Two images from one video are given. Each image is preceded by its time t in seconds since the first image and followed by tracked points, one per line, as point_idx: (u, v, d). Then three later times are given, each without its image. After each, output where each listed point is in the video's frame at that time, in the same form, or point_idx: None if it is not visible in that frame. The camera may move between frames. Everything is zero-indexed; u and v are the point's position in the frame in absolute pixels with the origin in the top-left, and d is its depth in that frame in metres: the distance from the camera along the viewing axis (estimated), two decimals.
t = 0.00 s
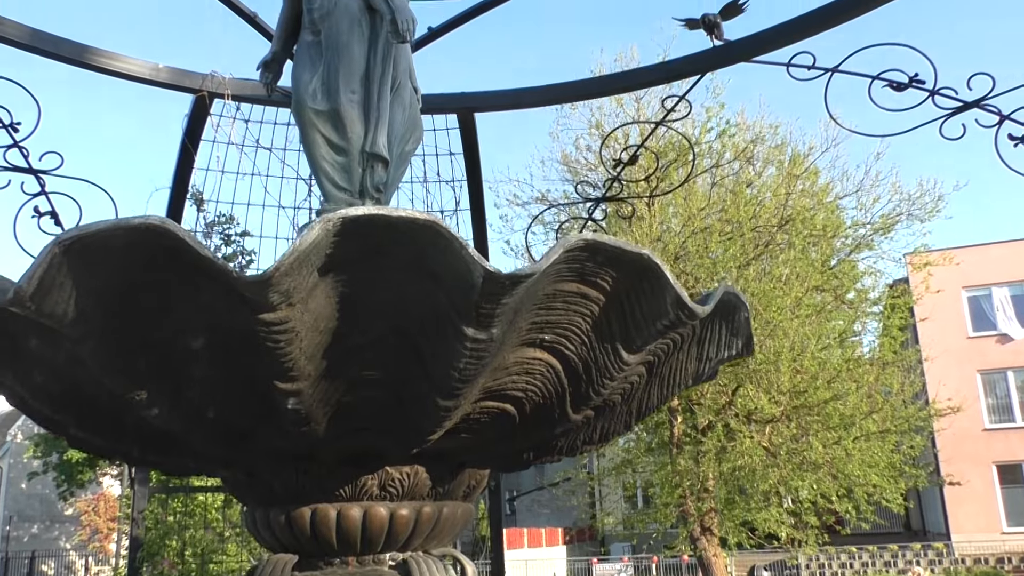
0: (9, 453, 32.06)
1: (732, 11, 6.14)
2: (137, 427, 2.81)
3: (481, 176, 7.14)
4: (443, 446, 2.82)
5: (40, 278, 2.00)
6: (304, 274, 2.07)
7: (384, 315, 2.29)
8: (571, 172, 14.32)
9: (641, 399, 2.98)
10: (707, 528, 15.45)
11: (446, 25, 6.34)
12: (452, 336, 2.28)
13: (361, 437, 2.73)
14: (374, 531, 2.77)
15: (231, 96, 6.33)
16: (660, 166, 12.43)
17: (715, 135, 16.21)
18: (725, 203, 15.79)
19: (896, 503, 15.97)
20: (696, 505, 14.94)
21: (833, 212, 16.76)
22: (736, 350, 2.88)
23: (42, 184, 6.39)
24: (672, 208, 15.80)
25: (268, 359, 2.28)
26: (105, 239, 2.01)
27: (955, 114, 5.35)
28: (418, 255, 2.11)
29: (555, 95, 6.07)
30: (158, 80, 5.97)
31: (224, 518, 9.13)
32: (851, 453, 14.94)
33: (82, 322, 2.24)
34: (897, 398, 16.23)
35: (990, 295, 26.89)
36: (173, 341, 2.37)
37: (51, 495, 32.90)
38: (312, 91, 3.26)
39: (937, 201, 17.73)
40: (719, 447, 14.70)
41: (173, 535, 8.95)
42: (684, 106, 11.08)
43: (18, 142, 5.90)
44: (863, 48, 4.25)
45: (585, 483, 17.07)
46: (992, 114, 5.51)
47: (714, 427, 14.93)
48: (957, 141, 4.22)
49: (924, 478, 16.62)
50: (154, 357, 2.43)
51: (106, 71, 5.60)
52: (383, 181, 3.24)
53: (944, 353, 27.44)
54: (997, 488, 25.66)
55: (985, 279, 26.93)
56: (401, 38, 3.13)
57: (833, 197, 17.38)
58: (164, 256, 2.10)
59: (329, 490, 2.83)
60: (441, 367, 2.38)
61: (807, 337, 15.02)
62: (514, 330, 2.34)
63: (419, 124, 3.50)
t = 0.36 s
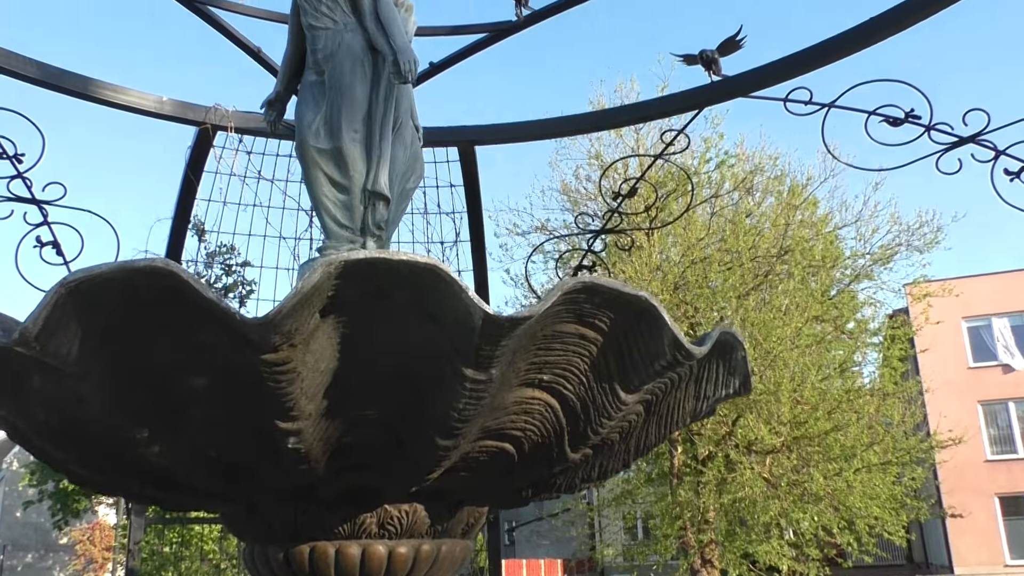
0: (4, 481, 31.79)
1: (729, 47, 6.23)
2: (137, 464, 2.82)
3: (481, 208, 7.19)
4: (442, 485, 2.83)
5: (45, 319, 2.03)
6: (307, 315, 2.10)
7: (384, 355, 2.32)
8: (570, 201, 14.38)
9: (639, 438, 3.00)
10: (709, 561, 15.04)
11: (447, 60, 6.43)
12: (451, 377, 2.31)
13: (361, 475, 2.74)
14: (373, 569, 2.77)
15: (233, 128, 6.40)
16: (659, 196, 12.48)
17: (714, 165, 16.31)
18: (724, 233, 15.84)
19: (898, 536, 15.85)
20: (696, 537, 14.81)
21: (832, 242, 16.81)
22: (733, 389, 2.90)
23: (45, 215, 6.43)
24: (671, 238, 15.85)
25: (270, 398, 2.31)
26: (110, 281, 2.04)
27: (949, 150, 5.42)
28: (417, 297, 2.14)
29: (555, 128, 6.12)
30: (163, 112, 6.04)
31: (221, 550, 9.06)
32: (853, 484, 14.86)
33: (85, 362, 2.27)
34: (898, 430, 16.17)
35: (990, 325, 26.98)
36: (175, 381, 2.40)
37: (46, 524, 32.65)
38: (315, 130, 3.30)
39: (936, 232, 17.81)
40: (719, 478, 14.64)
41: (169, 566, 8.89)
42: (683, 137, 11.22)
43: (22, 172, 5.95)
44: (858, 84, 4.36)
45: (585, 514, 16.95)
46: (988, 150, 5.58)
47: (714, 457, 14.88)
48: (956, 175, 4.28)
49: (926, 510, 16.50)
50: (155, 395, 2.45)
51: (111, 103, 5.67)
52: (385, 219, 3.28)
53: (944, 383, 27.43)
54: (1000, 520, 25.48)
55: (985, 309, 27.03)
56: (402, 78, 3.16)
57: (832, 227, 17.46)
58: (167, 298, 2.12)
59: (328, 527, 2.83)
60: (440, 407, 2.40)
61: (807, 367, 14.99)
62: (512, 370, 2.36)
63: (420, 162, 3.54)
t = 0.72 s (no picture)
0: None
1: (725, 80, 6.31)
2: (139, 504, 2.83)
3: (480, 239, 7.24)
4: (442, 522, 2.84)
5: (50, 361, 2.06)
6: (308, 358, 2.12)
7: (385, 396, 2.34)
8: (568, 230, 14.43)
9: (638, 474, 3.01)
10: None
11: (446, 93, 6.51)
12: (451, 417, 2.33)
13: (362, 514, 2.75)
14: None
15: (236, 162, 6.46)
16: (657, 225, 12.52)
17: (712, 194, 16.39)
18: (722, 260, 15.90)
19: (900, 565, 15.72)
20: (697, 567, 14.64)
21: (830, 270, 16.86)
22: (731, 425, 2.92)
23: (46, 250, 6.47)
24: (670, 266, 15.88)
25: (272, 439, 2.33)
26: (113, 324, 2.07)
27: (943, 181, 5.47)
28: (418, 339, 2.17)
29: (553, 160, 6.18)
30: (164, 147, 6.09)
31: None
32: (854, 513, 14.78)
33: (88, 403, 2.29)
34: (899, 458, 16.11)
35: (989, 351, 26.98)
36: (177, 422, 2.42)
37: (42, 556, 32.41)
38: (316, 170, 3.34)
39: (933, 259, 17.88)
40: (720, 507, 14.57)
41: None
42: (681, 166, 11.31)
43: (23, 206, 5.99)
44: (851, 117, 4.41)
45: (585, 544, 16.81)
46: (982, 180, 5.63)
47: (715, 486, 14.80)
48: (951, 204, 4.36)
49: (928, 539, 16.39)
50: (159, 435, 2.47)
51: (113, 138, 5.72)
52: (385, 257, 3.32)
53: (945, 410, 27.36)
54: (1003, 548, 25.28)
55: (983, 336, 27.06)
56: (402, 116, 3.21)
57: (830, 255, 17.52)
58: (170, 341, 2.15)
59: (328, 566, 2.84)
60: (440, 446, 2.42)
61: (807, 395, 14.97)
62: (512, 409, 2.38)
63: (420, 199, 3.58)
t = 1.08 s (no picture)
0: None
1: (723, 115, 6.39)
2: (138, 542, 2.83)
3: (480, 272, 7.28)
4: (440, 562, 2.84)
5: (55, 402, 2.09)
6: (309, 400, 2.15)
7: (384, 438, 2.36)
8: (569, 260, 14.45)
9: (636, 514, 3.02)
10: None
11: (447, 128, 6.59)
12: (450, 457, 2.35)
13: (360, 552, 2.76)
14: None
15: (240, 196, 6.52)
16: (657, 255, 12.56)
17: (711, 224, 16.44)
18: (722, 291, 15.93)
19: None
20: None
21: (831, 300, 16.86)
22: (729, 464, 2.94)
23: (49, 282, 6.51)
24: (670, 296, 15.87)
25: (272, 479, 2.35)
26: (117, 366, 2.09)
27: (940, 215, 5.51)
28: (417, 381, 2.19)
29: (553, 193, 6.23)
30: (167, 180, 6.15)
31: None
32: (857, 545, 14.66)
33: (91, 443, 2.31)
34: (902, 489, 16.01)
35: (991, 382, 26.91)
36: (178, 462, 2.43)
37: None
38: (318, 208, 3.38)
39: (933, 289, 17.91)
40: (722, 539, 14.46)
41: None
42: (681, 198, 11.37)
43: (26, 239, 6.03)
44: (848, 154, 4.63)
45: None
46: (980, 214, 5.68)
47: (717, 518, 14.66)
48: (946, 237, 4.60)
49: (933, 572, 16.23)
50: (160, 474, 2.48)
51: (118, 172, 5.79)
52: (385, 295, 3.36)
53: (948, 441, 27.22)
54: None
55: (985, 366, 27.00)
56: (404, 155, 3.26)
57: (831, 285, 17.54)
58: (172, 382, 2.17)
59: None
60: (439, 486, 2.44)
61: (808, 426, 14.92)
62: (511, 450, 2.40)
63: (421, 237, 3.62)
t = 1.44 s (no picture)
0: None
1: (721, 150, 6.44)
2: None
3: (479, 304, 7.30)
4: None
5: (54, 440, 2.09)
6: (308, 439, 2.16)
7: (382, 477, 2.37)
8: (568, 290, 14.45)
9: (633, 553, 3.01)
10: None
11: (447, 161, 6.64)
12: (447, 497, 2.36)
13: None
14: None
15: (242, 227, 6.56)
16: (657, 285, 12.56)
17: (711, 256, 16.46)
18: (722, 322, 15.91)
19: None
20: None
21: (831, 332, 16.82)
22: (725, 504, 2.93)
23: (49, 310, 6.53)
24: (670, 328, 15.84)
25: (270, 517, 2.35)
26: (117, 403, 2.10)
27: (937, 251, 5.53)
28: (415, 422, 2.20)
29: (553, 227, 6.25)
30: (169, 210, 6.18)
31: None
32: None
33: (91, 478, 2.31)
34: (903, 524, 15.89)
35: (992, 415, 26.80)
36: (177, 499, 2.44)
37: None
38: (319, 244, 3.41)
39: (933, 321, 17.90)
40: (722, 573, 14.32)
41: None
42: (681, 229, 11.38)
43: (27, 267, 6.05)
44: (846, 190, 4.69)
45: None
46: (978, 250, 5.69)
47: (716, 551, 14.50)
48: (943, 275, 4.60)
49: None
50: (158, 512, 2.49)
51: (120, 202, 5.82)
52: (384, 330, 3.37)
53: (949, 474, 27.05)
54: None
55: (986, 399, 26.90)
56: (404, 193, 3.29)
57: (830, 317, 17.55)
58: (172, 420, 2.18)
59: None
60: (436, 526, 2.44)
61: (808, 458, 14.85)
62: (507, 489, 2.41)
63: (421, 272, 3.64)
